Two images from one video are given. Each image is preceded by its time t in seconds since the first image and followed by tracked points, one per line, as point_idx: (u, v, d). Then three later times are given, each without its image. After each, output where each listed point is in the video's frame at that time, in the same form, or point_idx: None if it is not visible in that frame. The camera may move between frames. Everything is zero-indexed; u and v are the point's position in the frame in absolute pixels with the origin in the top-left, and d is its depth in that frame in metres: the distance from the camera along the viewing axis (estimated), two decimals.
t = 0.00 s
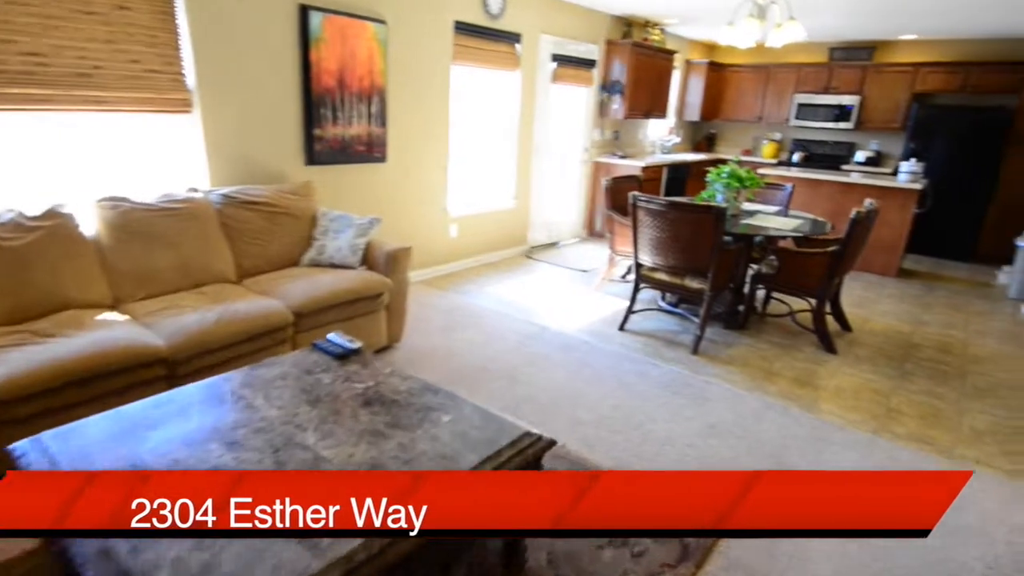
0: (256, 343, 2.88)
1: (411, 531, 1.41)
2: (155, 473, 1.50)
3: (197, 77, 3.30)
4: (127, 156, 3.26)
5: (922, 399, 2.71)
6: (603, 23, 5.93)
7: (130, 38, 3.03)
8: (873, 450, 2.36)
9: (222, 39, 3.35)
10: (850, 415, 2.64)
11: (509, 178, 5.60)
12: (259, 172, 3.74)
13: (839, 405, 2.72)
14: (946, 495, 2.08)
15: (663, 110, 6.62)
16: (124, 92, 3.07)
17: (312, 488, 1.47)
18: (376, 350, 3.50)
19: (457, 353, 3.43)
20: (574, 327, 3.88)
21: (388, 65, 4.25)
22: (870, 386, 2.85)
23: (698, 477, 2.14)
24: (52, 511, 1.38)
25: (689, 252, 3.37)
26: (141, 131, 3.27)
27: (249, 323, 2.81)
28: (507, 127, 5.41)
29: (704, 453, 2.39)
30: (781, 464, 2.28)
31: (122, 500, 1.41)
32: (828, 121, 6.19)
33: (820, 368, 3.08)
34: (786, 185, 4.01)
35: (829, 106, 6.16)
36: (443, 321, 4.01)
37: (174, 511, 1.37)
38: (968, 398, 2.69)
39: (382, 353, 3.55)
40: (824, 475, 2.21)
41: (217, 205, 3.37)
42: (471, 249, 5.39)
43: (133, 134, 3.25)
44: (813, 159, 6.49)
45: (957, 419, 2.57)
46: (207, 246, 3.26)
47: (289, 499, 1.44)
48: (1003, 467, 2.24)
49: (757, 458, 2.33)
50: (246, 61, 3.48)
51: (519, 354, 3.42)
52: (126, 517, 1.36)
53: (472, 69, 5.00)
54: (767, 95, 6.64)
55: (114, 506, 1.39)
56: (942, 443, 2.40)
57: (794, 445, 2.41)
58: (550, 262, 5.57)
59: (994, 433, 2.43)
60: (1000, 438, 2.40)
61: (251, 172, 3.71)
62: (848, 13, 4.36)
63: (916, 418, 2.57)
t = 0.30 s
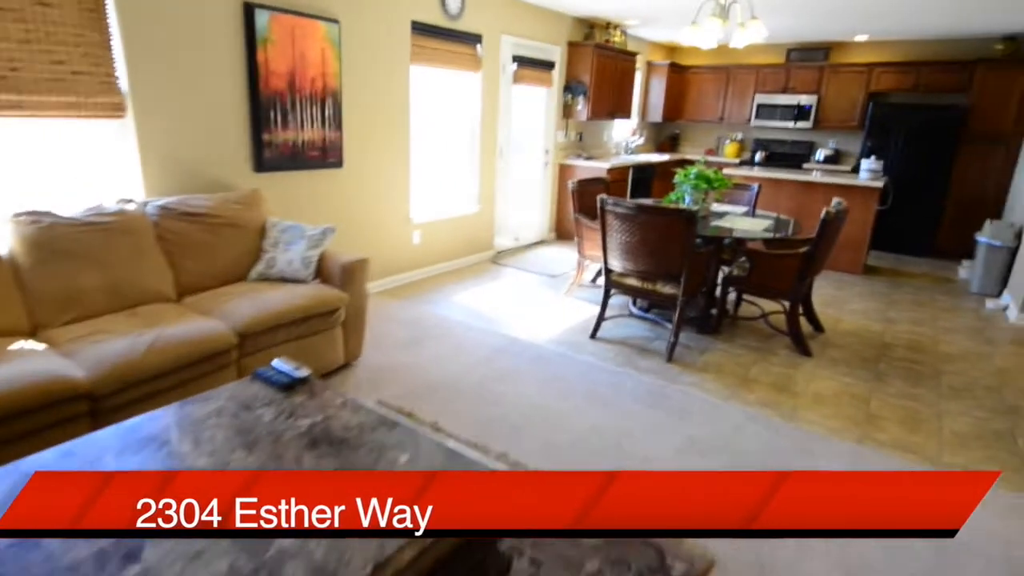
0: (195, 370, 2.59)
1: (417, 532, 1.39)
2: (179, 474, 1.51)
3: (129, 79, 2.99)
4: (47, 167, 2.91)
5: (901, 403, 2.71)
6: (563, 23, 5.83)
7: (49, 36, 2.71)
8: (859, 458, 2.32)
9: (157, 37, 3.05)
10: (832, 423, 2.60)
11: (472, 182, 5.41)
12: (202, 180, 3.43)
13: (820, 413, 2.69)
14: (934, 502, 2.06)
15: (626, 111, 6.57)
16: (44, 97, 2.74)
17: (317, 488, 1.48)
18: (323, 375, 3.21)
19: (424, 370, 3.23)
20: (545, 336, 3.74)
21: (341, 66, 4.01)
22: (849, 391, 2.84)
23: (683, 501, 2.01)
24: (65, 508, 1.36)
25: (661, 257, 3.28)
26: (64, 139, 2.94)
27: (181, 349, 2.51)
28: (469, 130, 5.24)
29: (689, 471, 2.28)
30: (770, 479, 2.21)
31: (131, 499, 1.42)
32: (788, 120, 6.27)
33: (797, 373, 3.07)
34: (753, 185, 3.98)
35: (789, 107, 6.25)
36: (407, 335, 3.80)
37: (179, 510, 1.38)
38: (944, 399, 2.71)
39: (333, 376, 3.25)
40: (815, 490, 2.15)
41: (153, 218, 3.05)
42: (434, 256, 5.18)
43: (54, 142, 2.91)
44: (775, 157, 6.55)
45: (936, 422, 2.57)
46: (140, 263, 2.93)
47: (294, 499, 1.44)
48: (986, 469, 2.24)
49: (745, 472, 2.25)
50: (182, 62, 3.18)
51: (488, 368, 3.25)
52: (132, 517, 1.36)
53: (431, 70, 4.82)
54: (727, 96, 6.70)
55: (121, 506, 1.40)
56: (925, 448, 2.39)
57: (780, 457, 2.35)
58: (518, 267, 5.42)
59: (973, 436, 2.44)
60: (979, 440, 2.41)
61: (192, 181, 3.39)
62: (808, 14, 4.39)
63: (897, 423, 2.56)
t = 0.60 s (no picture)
0: (125, 407, 2.25)
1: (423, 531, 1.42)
2: (204, 474, 1.53)
3: (44, 80, 2.66)
4: None
5: (872, 404, 2.70)
6: (524, 23, 5.70)
7: None
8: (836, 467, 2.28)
9: (74, 31, 2.72)
10: (807, 429, 2.57)
11: (434, 186, 5.21)
12: (134, 191, 3.10)
13: (795, 419, 2.65)
14: (910, 507, 2.02)
15: (590, 112, 6.50)
16: None
17: (321, 489, 1.50)
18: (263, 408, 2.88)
19: (387, 390, 3.04)
20: (514, 349, 3.62)
21: (289, 66, 3.74)
22: (820, 395, 2.82)
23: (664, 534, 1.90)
24: (81, 507, 1.40)
25: (631, 262, 3.21)
26: None
27: (98, 388, 2.12)
28: (429, 133, 5.04)
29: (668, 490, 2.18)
30: (749, 493, 2.14)
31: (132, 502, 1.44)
32: (748, 120, 6.34)
33: (769, 377, 3.03)
34: (719, 186, 3.95)
35: (749, 107, 6.32)
36: (368, 352, 3.59)
37: (184, 510, 1.40)
38: (913, 399, 2.71)
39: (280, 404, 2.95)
40: (795, 504, 2.09)
41: (75, 233, 2.72)
42: (395, 266, 4.95)
43: None
44: (736, 157, 6.62)
45: (908, 423, 2.56)
46: (61, 283, 2.58)
47: (299, 499, 1.46)
48: (959, 470, 2.23)
49: (723, 489, 2.17)
50: (107, 60, 2.87)
51: (455, 386, 3.09)
52: (137, 516, 1.38)
53: (387, 71, 4.59)
54: (689, 96, 6.73)
55: (129, 506, 1.42)
56: (899, 453, 2.36)
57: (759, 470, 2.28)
58: (484, 274, 5.26)
59: (944, 436, 2.43)
60: (950, 440, 2.40)
61: (122, 192, 3.06)
62: (767, 15, 4.41)
63: (870, 427, 2.54)
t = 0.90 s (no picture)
0: (40, 453, 1.95)
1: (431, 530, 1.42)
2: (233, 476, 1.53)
3: None
4: None
5: (840, 405, 2.73)
6: (482, 25, 5.58)
7: None
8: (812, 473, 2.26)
9: None
10: (780, 435, 2.56)
11: (392, 192, 5.01)
12: (51, 204, 2.77)
13: (767, 425, 2.64)
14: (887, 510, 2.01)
15: (551, 116, 6.44)
16: None
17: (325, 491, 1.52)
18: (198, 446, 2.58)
19: (349, 417, 2.84)
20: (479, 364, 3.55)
21: (230, 66, 3.47)
22: (790, 398, 2.83)
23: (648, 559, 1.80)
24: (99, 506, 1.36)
25: (599, 269, 3.15)
26: None
27: None
28: (385, 138, 4.84)
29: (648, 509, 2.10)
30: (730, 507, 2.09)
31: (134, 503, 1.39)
32: (705, 123, 6.44)
33: (739, 382, 3.03)
34: (683, 189, 3.95)
35: (706, 110, 6.42)
36: (325, 373, 3.36)
37: (189, 510, 1.37)
38: (878, 398, 2.75)
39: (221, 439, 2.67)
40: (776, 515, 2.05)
41: None
42: (352, 277, 4.72)
43: None
44: (694, 160, 6.73)
45: (875, 422, 2.59)
46: None
47: (304, 500, 1.48)
48: (928, 469, 2.25)
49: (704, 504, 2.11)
50: (14, 57, 2.54)
51: (422, 409, 2.93)
52: (142, 517, 1.35)
53: (339, 73, 4.36)
54: (647, 99, 6.79)
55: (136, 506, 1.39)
56: (870, 454, 2.37)
57: (738, 477, 2.24)
58: (447, 284, 5.08)
59: (911, 434, 2.46)
60: (917, 438, 2.44)
61: (37, 205, 2.72)
62: (722, 19, 4.48)
63: (841, 429, 2.55)
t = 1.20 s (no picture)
0: None
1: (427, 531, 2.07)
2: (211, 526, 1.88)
3: None
4: None
5: (813, 408, 2.74)
6: (436, 23, 5.37)
7: None
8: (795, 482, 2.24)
9: None
10: (760, 444, 2.53)
11: (344, 200, 4.73)
12: None
13: (745, 434, 2.61)
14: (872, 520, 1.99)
15: (509, 118, 6.31)
16: None
17: (326, 505, 2.16)
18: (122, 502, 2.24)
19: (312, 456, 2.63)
20: (447, 382, 3.44)
21: (157, 65, 3.12)
22: (765, 403, 2.82)
23: None
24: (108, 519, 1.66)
25: (568, 279, 3.06)
26: None
27: None
28: (335, 143, 4.57)
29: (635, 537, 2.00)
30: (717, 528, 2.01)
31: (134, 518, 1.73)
32: (662, 125, 6.49)
33: (714, 389, 3.00)
34: (649, 193, 3.91)
35: (663, 112, 6.47)
36: (280, 406, 3.12)
37: (191, 512, 2.06)
38: (848, 398, 2.78)
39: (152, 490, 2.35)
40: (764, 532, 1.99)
41: None
42: (303, 293, 4.43)
43: None
44: (653, 162, 6.79)
45: (848, 424, 2.60)
46: None
47: (297, 503, 2.19)
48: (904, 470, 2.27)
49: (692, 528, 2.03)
50: None
51: (391, 441, 2.77)
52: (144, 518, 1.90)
53: (284, 74, 4.06)
54: (604, 101, 6.79)
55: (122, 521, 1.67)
56: (847, 459, 2.37)
57: (722, 492, 2.19)
58: (408, 296, 4.85)
59: (883, 434, 2.49)
60: (890, 438, 2.46)
61: None
62: (677, 22, 4.49)
63: (817, 434, 2.55)
